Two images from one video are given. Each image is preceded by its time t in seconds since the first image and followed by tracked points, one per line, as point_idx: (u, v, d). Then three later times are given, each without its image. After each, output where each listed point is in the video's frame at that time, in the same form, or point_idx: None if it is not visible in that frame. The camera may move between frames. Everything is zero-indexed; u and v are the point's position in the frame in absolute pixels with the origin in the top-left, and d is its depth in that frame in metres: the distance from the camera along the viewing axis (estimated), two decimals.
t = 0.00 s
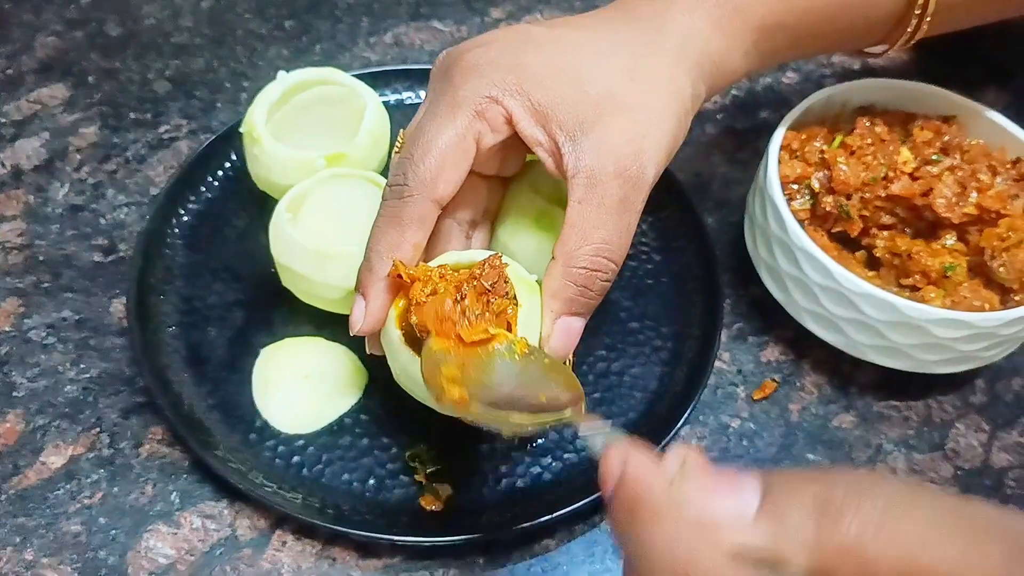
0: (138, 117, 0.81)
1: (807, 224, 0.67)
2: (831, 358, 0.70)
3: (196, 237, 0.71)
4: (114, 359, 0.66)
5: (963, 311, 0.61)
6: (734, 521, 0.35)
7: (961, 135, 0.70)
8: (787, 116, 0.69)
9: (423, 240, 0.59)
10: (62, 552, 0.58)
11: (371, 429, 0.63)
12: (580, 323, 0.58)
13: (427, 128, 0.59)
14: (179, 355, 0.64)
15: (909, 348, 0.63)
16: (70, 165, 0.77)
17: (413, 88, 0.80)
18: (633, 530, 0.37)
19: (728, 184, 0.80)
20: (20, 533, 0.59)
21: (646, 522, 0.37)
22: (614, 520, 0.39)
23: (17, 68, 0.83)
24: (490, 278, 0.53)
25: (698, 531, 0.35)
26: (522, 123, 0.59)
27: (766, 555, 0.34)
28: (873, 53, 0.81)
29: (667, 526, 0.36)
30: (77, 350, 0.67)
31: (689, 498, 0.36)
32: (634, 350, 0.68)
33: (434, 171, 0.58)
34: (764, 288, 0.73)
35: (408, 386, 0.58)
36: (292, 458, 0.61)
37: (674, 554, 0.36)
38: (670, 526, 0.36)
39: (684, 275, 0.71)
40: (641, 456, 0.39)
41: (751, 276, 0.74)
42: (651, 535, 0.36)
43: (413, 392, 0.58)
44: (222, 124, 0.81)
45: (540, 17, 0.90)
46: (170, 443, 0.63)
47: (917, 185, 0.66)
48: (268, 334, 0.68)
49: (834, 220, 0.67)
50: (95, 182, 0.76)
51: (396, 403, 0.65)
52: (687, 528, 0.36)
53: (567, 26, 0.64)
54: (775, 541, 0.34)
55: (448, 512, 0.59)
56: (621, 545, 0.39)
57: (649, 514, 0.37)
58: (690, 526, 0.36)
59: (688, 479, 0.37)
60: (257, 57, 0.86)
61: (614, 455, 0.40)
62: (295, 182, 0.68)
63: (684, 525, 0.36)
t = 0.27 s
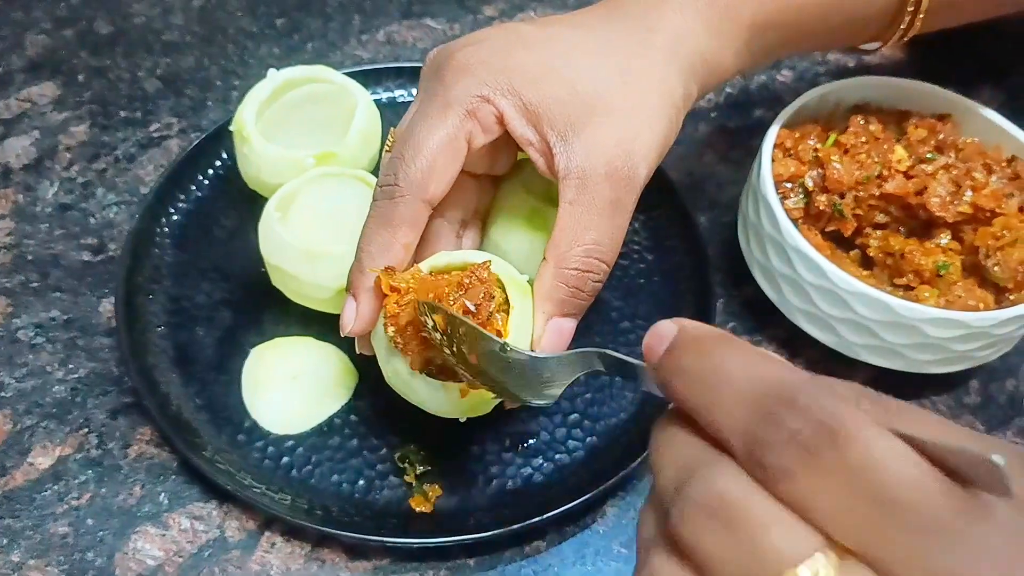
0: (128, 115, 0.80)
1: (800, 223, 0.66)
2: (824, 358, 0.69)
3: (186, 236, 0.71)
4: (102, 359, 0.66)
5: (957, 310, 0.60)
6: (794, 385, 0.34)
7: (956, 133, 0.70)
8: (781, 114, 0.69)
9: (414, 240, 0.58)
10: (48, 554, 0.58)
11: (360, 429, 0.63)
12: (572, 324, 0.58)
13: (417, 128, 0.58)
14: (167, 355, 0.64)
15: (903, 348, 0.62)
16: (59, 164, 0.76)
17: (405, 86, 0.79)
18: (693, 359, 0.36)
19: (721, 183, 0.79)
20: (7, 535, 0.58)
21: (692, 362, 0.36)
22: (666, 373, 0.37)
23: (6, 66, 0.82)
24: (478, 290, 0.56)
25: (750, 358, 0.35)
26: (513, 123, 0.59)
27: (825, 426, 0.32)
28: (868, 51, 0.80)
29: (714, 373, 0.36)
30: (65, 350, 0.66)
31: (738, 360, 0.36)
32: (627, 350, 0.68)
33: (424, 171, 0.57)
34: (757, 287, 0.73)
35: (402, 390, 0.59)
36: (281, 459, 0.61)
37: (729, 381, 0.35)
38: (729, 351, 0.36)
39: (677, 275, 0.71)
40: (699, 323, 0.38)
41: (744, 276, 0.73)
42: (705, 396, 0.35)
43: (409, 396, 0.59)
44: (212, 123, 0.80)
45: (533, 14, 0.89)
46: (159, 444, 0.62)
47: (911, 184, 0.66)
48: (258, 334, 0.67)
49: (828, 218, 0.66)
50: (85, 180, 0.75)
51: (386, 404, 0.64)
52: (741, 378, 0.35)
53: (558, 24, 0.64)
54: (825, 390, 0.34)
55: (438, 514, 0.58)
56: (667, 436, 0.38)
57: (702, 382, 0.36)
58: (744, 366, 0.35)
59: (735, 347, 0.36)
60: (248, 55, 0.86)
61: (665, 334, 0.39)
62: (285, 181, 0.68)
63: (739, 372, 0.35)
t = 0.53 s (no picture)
0: (124, 117, 0.80)
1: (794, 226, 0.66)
2: (818, 359, 0.69)
3: (181, 238, 0.71)
4: (97, 362, 0.66)
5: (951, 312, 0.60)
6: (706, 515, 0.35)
7: (949, 136, 0.70)
8: (775, 116, 0.69)
9: (409, 243, 0.58)
10: (42, 557, 0.58)
11: (355, 431, 0.63)
12: (565, 327, 0.58)
13: (410, 132, 0.59)
14: (161, 357, 0.64)
15: (896, 350, 0.62)
16: (54, 166, 0.76)
17: (400, 89, 0.79)
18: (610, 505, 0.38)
19: (716, 184, 0.79)
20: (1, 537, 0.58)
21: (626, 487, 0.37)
22: (588, 478, 0.39)
23: (2, 68, 0.82)
24: (472, 295, 0.57)
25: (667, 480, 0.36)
26: (506, 127, 0.59)
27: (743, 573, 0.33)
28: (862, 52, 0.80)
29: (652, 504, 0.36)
30: (60, 352, 0.66)
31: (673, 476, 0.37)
32: (621, 352, 0.68)
33: (418, 175, 0.57)
34: (751, 289, 0.73)
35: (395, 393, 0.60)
36: (275, 461, 0.61)
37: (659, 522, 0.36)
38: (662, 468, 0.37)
39: (671, 276, 0.71)
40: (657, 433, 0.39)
41: (738, 277, 0.73)
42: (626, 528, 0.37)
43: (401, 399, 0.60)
44: (207, 124, 0.80)
45: (529, 17, 0.89)
46: (153, 446, 0.62)
47: (905, 187, 0.66)
48: (252, 336, 0.67)
49: (821, 221, 0.66)
50: (80, 183, 0.75)
51: (380, 406, 0.64)
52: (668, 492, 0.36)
53: (551, 27, 0.64)
54: (754, 516, 0.34)
55: (432, 516, 0.59)
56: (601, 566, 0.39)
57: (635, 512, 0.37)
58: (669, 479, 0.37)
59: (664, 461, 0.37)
60: (244, 56, 0.86)
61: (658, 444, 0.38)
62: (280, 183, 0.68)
63: (684, 505, 0.36)
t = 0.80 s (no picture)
0: (121, 120, 0.80)
1: (791, 230, 0.66)
2: (815, 362, 0.69)
3: (178, 241, 0.71)
4: (93, 365, 0.66)
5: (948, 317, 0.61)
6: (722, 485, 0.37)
7: (947, 139, 0.70)
8: (772, 120, 0.69)
9: (407, 247, 0.58)
10: (38, 560, 0.57)
11: (351, 435, 0.63)
12: (562, 332, 0.58)
13: (408, 136, 0.59)
14: (158, 360, 0.64)
15: (893, 354, 0.62)
16: (51, 169, 0.76)
17: (398, 92, 0.79)
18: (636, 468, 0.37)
19: (713, 188, 0.79)
20: None
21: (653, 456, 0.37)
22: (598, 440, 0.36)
23: None
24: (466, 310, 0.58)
25: (683, 441, 0.34)
26: (504, 131, 0.59)
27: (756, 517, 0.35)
28: (858, 56, 0.80)
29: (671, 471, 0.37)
30: (56, 355, 0.66)
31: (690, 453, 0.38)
32: (618, 355, 0.68)
33: (415, 180, 0.57)
34: (748, 292, 0.73)
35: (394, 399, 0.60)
36: (272, 464, 0.61)
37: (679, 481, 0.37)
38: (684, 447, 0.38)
39: (668, 280, 0.71)
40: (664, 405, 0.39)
41: (735, 281, 0.73)
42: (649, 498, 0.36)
43: (401, 406, 0.60)
44: (205, 127, 0.80)
45: (527, 20, 0.89)
46: (150, 449, 0.62)
47: (902, 190, 0.66)
48: (249, 339, 0.67)
49: (818, 225, 0.66)
50: (77, 186, 0.75)
51: (377, 409, 0.64)
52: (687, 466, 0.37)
53: (549, 32, 0.64)
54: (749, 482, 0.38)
55: (429, 520, 0.59)
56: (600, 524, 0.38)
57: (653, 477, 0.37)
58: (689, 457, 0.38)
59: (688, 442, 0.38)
60: (241, 59, 0.86)
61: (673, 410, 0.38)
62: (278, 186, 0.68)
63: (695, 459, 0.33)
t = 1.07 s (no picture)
0: (123, 121, 0.80)
1: (793, 230, 0.67)
2: (817, 363, 0.70)
3: (181, 242, 0.71)
4: (97, 365, 0.66)
5: (950, 317, 0.61)
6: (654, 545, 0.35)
7: (948, 140, 0.70)
8: (774, 121, 0.69)
9: (410, 248, 0.59)
10: (42, 560, 0.57)
11: (355, 435, 0.63)
12: (566, 332, 0.58)
13: (411, 136, 0.59)
14: (161, 360, 0.64)
15: (895, 355, 0.62)
16: (54, 170, 0.76)
17: (400, 93, 0.79)
18: (560, 504, 0.37)
19: (715, 189, 0.79)
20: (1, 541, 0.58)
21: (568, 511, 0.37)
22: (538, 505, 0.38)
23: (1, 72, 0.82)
24: (474, 307, 0.58)
25: (614, 513, 0.36)
26: (507, 132, 0.59)
27: None
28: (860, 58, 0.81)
29: (584, 524, 0.36)
30: (59, 356, 0.66)
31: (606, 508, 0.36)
32: (621, 356, 0.68)
33: (419, 180, 0.58)
34: (750, 293, 0.73)
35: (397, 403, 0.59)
36: (275, 464, 0.61)
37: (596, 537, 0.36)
38: (603, 500, 0.37)
39: (671, 280, 0.71)
40: (568, 443, 0.38)
41: (737, 281, 0.73)
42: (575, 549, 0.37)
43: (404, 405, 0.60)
44: (207, 128, 0.80)
45: (528, 21, 0.90)
46: (153, 450, 0.62)
47: (904, 192, 0.66)
48: (253, 340, 0.67)
49: (820, 226, 0.67)
50: (80, 186, 0.75)
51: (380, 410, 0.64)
52: (604, 517, 0.36)
53: (552, 33, 0.64)
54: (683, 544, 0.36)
55: (432, 520, 0.59)
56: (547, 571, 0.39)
57: (572, 530, 0.37)
58: (609, 512, 0.36)
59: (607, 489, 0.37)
60: (243, 60, 0.86)
61: (530, 439, 0.39)
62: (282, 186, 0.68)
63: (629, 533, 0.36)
